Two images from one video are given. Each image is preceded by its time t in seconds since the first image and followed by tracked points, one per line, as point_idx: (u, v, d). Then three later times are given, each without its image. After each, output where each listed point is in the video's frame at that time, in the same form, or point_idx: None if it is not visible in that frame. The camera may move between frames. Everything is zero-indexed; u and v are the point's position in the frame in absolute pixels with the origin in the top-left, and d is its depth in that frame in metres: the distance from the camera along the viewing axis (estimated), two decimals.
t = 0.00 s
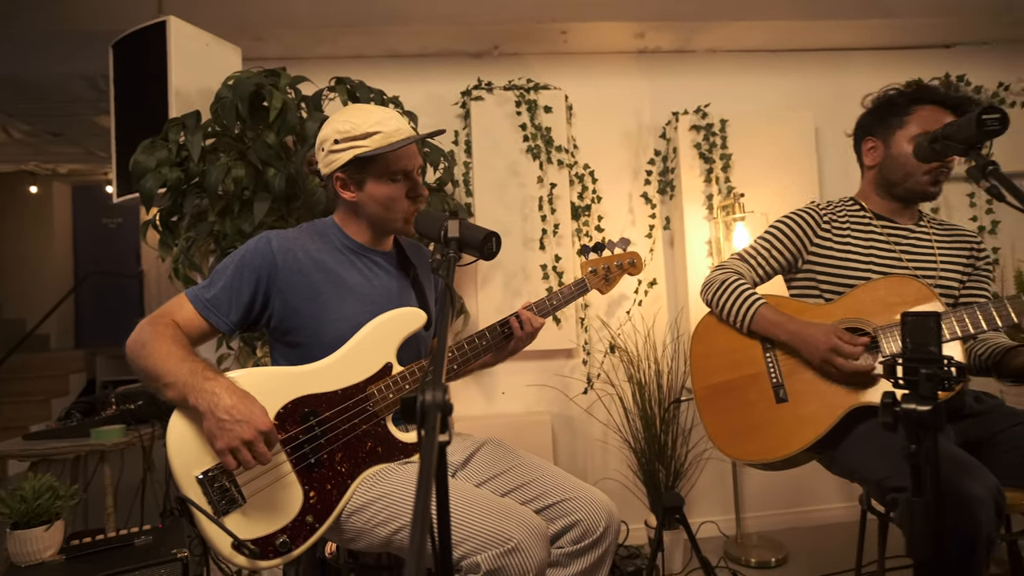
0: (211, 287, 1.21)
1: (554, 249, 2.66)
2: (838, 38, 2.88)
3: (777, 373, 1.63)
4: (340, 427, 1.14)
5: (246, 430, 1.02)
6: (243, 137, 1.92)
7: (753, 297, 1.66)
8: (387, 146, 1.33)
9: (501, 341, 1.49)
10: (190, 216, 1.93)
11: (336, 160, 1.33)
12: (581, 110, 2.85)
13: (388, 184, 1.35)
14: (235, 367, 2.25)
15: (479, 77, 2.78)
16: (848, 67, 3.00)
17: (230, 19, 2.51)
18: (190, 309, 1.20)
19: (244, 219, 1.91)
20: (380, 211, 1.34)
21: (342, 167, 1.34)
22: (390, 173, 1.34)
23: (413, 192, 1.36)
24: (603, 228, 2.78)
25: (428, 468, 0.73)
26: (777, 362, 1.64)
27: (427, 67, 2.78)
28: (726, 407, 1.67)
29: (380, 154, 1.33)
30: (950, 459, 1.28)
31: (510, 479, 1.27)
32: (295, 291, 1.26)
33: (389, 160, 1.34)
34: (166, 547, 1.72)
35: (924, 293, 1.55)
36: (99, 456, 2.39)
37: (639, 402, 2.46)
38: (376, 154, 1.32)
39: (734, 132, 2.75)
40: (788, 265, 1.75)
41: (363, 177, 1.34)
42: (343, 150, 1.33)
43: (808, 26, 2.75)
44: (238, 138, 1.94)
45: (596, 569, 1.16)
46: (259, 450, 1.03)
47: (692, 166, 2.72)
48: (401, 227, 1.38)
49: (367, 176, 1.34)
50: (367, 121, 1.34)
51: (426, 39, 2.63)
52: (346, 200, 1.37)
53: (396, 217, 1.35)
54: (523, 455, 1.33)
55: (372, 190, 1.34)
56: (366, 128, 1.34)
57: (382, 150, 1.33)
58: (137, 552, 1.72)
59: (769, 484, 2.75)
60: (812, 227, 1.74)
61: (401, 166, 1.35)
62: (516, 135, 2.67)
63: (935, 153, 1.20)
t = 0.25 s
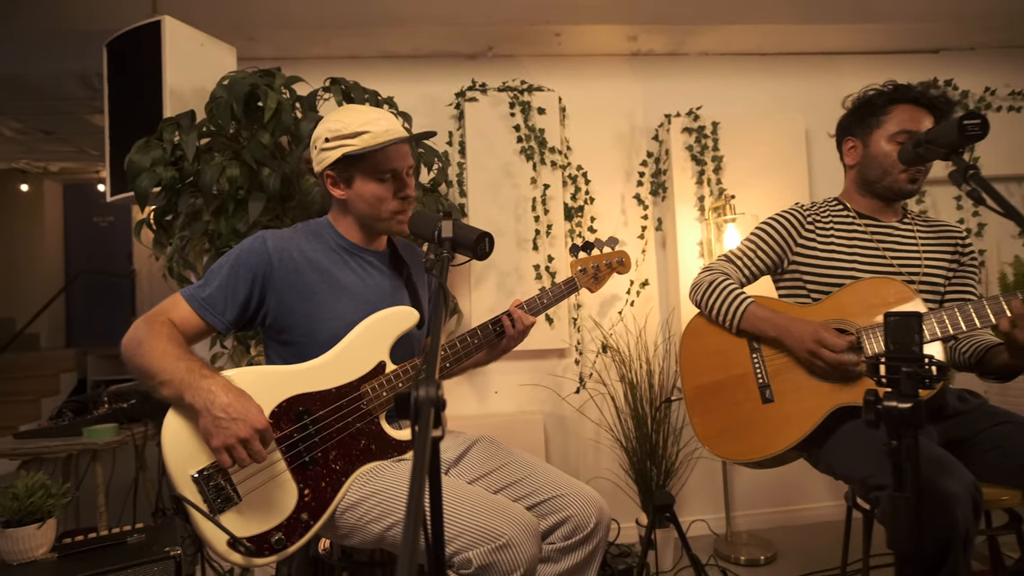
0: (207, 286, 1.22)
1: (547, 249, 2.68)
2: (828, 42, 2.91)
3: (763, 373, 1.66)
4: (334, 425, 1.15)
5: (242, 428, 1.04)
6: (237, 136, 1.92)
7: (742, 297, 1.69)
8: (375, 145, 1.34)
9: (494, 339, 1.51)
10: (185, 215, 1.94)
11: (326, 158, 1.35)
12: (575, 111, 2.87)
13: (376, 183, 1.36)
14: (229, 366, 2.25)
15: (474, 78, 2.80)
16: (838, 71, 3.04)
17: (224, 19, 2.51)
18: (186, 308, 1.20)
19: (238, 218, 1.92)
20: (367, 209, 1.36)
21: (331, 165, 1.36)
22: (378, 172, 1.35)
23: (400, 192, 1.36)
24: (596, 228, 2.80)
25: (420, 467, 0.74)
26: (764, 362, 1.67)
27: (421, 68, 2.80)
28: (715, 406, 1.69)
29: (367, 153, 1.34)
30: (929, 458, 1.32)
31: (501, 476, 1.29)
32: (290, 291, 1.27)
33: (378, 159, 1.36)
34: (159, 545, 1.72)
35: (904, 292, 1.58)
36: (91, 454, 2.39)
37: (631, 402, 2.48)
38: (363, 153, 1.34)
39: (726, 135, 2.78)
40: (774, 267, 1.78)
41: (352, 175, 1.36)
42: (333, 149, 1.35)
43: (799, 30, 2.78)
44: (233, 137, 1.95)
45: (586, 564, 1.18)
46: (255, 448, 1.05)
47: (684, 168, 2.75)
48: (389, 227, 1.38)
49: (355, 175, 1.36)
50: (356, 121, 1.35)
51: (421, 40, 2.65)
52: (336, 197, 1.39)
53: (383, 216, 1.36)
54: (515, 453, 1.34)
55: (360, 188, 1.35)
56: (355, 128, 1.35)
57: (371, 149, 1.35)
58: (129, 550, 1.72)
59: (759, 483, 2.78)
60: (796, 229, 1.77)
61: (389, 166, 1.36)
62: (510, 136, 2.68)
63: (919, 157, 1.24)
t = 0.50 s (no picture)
0: (190, 287, 1.22)
1: (530, 250, 2.69)
2: (805, 48, 2.97)
3: (747, 370, 1.68)
4: (319, 426, 1.15)
5: (230, 427, 1.04)
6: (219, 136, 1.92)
7: (726, 293, 1.72)
8: (357, 149, 1.35)
9: (478, 341, 1.51)
10: (165, 216, 1.91)
11: (310, 159, 1.37)
12: (558, 114, 2.89)
13: (358, 186, 1.36)
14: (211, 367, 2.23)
15: (457, 80, 2.81)
16: (816, 76, 3.09)
17: (206, 18, 2.49)
18: (169, 309, 1.20)
19: (221, 219, 1.91)
20: (346, 211, 1.36)
21: (315, 167, 1.37)
22: (360, 175, 1.36)
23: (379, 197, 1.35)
24: (578, 230, 2.83)
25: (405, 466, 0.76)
26: (747, 360, 1.70)
27: (405, 69, 2.80)
28: (698, 403, 1.72)
29: (349, 156, 1.35)
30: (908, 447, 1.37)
31: (484, 474, 1.30)
32: (274, 292, 1.27)
33: (360, 162, 1.36)
34: (138, 549, 1.71)
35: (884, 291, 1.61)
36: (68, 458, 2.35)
37: (614, 402, 2.50)
38: (345, 156, 1.35)
39: (707, 138, 2.82)
40: (758, 264, 1.82)
41: (335, 177, 1.37)
42: (316, 150, 1.37)
43: (777, 36, 2.84)
44: (215, 137, 1.95)
45: (567, 562, 1.19)
46: (242, 447, 1.05)
47: (665, 171, 2.78)
48: (367, 232, 1.38)
49: (337, 177, 1.36)
50: (339, 124, 1.36)
51: (405, 41, 2.65)
52: (319, 199, 1.40)
53: (361, 218, 1.36)
54: (498, 451, 1.35)
55: (341, 190, 1.35)
56: (338, 131, 1.36)
57: (353, 151, 1.36)
58: (109, 555, 1.71)
59: (739, 481, 2.82)
60: (779, 229, 1.81)
61: (371, 170, 1.36)
62: (493, 137, 2.70)
63: (890, 161, 1.27)
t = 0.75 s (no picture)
0: (186, 287, 1.22)
1: (522, 253, 2.70)
2: (794, 55, 3.01)
3: (746, 364, 1.70)
4: (315, 426, 1.16)
5: (225, 426, 1.04)
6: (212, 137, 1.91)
7: (736, 289, 1.71)
8: (358, 151, 1.37)
9: (473, 342, 1.52)
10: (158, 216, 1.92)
11: (310, 160, 1.37)
12: (551, 118, 2.91)
13: (359, 188, 1.38)
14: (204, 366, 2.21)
15: (451, 83, 2.82)
16: (804, 83, 3.14)
17: (197, 19, 2.48)
18: (165, 310, 1.20)
19: (213, 220, 1.91)
20: (348, 213, 1.37)
21: (315, 168, 1.38)
22: (362, 176, 1.38)
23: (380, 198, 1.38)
24: (570, 233, 2.84)
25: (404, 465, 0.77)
26: (747, 354, 1.71)
27: (398, 72, 2.81)
28: (695, 395, 1.74)
29: (350, 158, 1.36)
30: (897, 451, 1.42)
31: (478, 475, 1.31)
32: (271, 293, 1.28)
33: (362, 164, 1.38)
34: (128, 551, 1.71)
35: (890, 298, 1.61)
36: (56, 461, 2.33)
37: (605, 404, 2.52)
38: (346, 158, 1.36)
39: (697, 143, 2.85)
40: (765, 261, 1.84)
41: (337, 179, 1.38)
42: (317, 152, 1.37)
43: (766, 43, 2.87)
44: (208, 138, 1.94)
45: (560, 561, 1.21)
46: (238, 446, 1.05)
47: (656, 175, 2.81)
48: (369, 233, 1.39)
49: (338, 178, 1.38)
50: (340, 127, 1.38)
51: (398, 44, 2.66)
52: (319, 201, 1.41)
53: (364, 220, 1.38)
54: (491, 452, 1.37)
55: (343, 192, 1.37)
56: (339, 133, 1.37)
57: (354, 153, 1.37)
58: (98, 557, 1.70)
59: (729, 482, 2.84)
60: (788, 227, 1.83)
61: (372, 172, 1.38)
62: (486, 141, 2.71)
63: (876, 168, 1.29)
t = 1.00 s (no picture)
0: (185, 291, 1.23)
1: (513, 258, 2.73)
2: (779, 65, 3.07)
3: (742, 357, 1.74)
4: (313, 429, 1.18)
5: (225, 426, 1.06)
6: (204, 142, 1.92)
7: (735, 285, 1.75)
8: (355, 154, 1.41)
9: (467, 347, 1.55)
10: (150, 221, 1.90)
11: (307, 170, 1.40)
12: (541, 124, 2.94)
13: (359, 190, 1.42)
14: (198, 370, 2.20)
15: (442, 90, 2.85)
16: (789, 92, 3.20)
17: (189, 23, 2.48)
18: (165, 315, 1.21)
19: (206, 225, 1.92)
20: (352, 216, 1.41)
21: (313, 176, 1.41)
22: (361, 178, 1.42)
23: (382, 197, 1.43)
24: (561, 239, 2.87)
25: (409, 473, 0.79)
26: (744, 348, 1.75)
27: (390, 78, 2.83)
28: (691, 384, 1.77)
29: (348, 161, 1.41)
30: (881, 450, 1.44)
31: (473, 479, 1.33)
32: (270, 295, 1.31)
33: (358, 166, 1.42)
34: (118, 558, 1.73)
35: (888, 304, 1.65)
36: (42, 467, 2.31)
37: (594, 409, 2.54)
38: (344, 161, 1.40)
39: (685, 150, 2.90)
40: (770, 259, 1.87)
41: (336, 184, 1.41)
42: (313, 160, 1.40)
43: (753, 53, 2.92)
44: (200, 143, 1.94)
45: (553, 563, 1.23)
46: (238, 446, 1.07)
47: (645, 181, 2.85)
48: (374, 232, 1.45)
49: (338, 182, 1.41)
50: (335, 132, 1.42)
51: (390, 50, 2.68)
52: (319, 209, 1.43)
53: (369, 221, 1.43)
54: (486, 456, 1.39)
55: (344, 195, 1.41)
56: (334, 138, 1.41)
57: (351, 156, 1.41)
58: (87, 564, 1.69)
59: (716, 485, 2.88)
60: (795, 229, 1.87)
61: (369, 173, 1.43)
62: (477, 147, 2.74)
63: (859, 178, 1.34)
